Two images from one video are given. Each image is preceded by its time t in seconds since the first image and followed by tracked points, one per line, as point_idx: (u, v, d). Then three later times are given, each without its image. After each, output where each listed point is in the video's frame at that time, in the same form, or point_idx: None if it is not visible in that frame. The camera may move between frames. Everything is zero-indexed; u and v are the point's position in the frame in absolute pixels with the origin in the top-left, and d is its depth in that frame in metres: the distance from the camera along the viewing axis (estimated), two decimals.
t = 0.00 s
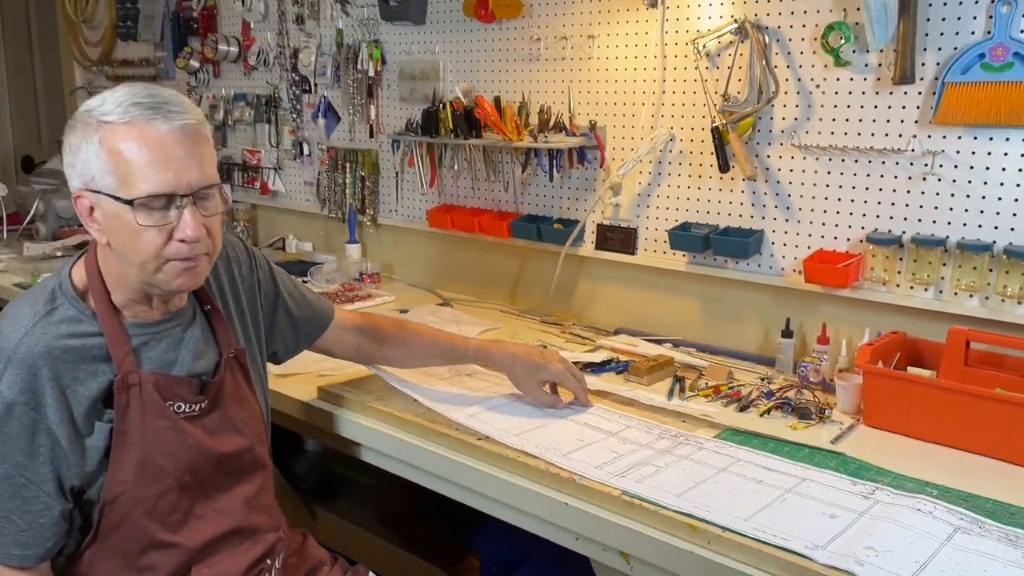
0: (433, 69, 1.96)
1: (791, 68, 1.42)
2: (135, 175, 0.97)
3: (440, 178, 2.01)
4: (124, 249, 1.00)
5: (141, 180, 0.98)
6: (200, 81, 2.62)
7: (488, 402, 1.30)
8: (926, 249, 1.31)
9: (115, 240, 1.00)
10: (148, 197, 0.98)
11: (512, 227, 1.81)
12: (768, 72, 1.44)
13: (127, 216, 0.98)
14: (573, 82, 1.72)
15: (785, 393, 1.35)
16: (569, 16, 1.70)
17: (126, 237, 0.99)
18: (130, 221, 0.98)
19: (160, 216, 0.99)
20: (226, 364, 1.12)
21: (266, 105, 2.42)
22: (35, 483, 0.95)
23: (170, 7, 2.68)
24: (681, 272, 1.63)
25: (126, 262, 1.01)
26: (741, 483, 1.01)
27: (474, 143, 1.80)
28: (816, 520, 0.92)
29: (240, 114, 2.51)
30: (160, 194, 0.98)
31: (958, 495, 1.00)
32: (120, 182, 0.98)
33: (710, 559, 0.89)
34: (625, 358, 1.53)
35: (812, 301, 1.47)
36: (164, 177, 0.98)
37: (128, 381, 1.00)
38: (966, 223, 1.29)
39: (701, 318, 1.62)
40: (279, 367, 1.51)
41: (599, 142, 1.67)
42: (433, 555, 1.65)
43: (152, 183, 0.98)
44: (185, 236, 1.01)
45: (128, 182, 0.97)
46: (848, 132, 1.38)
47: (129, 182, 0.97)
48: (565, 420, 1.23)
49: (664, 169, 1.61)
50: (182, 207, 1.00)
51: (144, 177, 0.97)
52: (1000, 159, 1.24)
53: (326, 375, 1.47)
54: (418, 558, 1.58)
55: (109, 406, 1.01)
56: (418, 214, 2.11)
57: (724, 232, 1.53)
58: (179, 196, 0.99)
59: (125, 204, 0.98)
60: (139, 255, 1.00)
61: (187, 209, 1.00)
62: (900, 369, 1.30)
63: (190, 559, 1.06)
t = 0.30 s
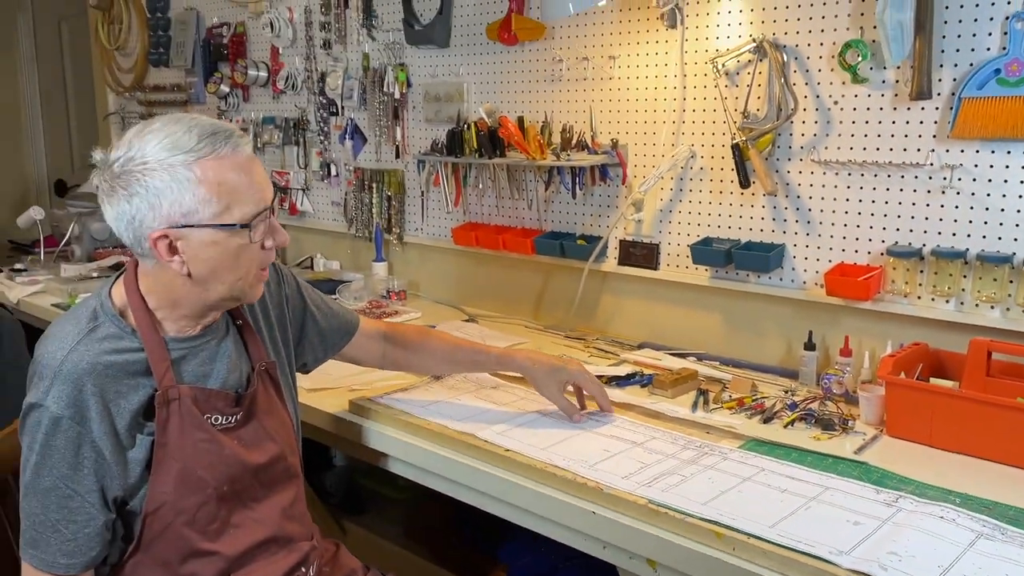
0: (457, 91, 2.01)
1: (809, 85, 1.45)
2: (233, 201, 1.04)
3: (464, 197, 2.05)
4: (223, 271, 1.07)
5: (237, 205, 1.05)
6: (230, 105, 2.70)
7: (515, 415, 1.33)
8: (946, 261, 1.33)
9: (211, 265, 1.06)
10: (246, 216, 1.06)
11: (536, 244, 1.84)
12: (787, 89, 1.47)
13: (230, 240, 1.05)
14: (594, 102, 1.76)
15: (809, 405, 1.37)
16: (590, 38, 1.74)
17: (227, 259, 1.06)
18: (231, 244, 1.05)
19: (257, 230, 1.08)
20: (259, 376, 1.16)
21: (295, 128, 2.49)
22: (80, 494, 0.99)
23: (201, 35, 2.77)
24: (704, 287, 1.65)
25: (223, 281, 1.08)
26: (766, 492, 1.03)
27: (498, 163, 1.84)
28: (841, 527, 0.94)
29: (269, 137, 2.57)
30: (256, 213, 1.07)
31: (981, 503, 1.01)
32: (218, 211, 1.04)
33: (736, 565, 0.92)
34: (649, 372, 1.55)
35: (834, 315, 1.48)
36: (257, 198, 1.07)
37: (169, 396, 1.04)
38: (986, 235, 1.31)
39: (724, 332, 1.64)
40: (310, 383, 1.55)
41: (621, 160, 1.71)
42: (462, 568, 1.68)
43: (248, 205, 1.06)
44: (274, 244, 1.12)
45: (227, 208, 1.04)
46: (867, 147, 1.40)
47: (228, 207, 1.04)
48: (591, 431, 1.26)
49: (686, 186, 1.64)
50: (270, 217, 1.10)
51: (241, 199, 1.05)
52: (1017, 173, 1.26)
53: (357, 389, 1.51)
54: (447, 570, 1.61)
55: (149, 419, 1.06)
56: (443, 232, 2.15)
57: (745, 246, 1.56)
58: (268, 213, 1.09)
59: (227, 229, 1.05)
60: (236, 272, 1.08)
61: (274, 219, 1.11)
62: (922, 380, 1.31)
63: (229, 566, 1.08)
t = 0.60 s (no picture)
0: (478, 102, 2.04)
1: (830, 94, 1.46)
2: (297, 211, 1.08)
3: (486, 207, 2.08)
4: (286, 278, 1.11)
5: (301, 215, 1.09)
6: (254, 119, 2.74)
7: (541, 422, 1.35)
8: (970, 268, 1.33)
9: (275, 274, 1.09)
10: (309, 226, 1.10)
11: (558, 253, 1.86)
12: (808, 98, 1.48)
13: (295, 248, 1.09)
14: (615, 112, 1.77)
15: (834, 412, 1.37)
16: (610, 48, 1.76)
17: (289, 266, 1.10)
18: (295, 251, 1.09)
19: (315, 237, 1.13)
20: (296, 383, 1.19)
21: (318, 140, 2.53)
22: (125, 496, 1.02)
23: (225, 50, 2.82)
24: (726, 295, 1.66)
25: (285, 287, 1.11)
26: (793, 498, 1.04)
27: (520, 172, 1.86)
28: (869, 533, 0.95)
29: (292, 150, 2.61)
30: (315, 221, 1.12)
31: (1009, 509, 1.02)
32: (286, 222, 1.07)
33: (765, 570, 0.92)
34: (673, 379, 1.56)
35: (857, 322, 1.49)
36: (317, 207, 1.12)
37: (213, 402, 1.07)
38: (1010, 241, 1.31)
39: (747, 340, 1.65)
40: (338, 391, 1.57)
41: (643, 169, 1.72)
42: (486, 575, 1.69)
43: (310, 213, 1.10)
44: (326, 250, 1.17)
45: (294, 220, 1.08)
46: (889, 155, 1.40)
47: (295, 219, 1.08)
48: (617, 438, 1.27)
49: (707, 194, 1.66)
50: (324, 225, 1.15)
51: (305, 210, 1.09)
52: None
53: (383, 398, 1.53)
54: None
55: (196, 423, 1.09)
56: (465, 242, 2.18)
57: (768, 254, 1.57)
58: (322, 221, 1.14)
59: (293, 238, 1.09)
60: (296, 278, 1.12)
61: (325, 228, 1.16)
62: (948, 386, 1.31)
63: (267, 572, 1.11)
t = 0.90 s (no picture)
0: (488, 106, 2.05)
1: (840, 96, 1.46)
2: (320, 214, 1.09)
3: (496, 211, 2.09)
4: (306, 280, 1.11)
5: (325, 218, 1.10)
6: (264, 124, 2.76)
7: (552, 425, 1.35)
8: (980, 269, 1.33)
9: (295, 276, 1.10)
10: (332, 229, 1.11)
11: (567, 256, 1.86)
12: (817, 100, 1.48)
13: (316, 251, 1.10)
14: (624, 115, 1.78)
15: (844, 414, 1.37)
16: (619, 52, 1.77)
17: (310, 269, 1.11)
18: (316, 254, 1.10)
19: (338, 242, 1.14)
20: (321, 384, 1.20)
21: (328, 145, 2.54)
22: (151, 490, 1.02)
23: (235, 55, 2.84)
24: (736, 297, 1.66)
25: (302, 289, 1.12)
26: (804, 499, 1.04)
27: (529, 176, 1.87)
28: (879, 533, 0.95)
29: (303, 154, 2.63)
30: (338, 225, 1.12)
31: (1020, 510, 1.02)
32: (309, 224, 1.08)
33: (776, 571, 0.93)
34: (683, 382, 1.56)
35: (868, 324, 1.49)
36: (341, 211, 1.12)
37: (239, 400, 1.08)
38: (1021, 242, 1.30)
39: (757, 341, 1.65)
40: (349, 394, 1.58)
41: (651, 172, 1.73)
42: None
43: (333, 217, 1.11)
44: (348, 255, 1.18)
45: (318, 222, 1.09)
46: (899, 156, 1.40)
47: (319, 221, 1.09)
48: (628, 440, 1.28)
49: (717, 197, 1.66)
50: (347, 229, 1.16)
51: (329, 214, 1.10)
52: None
53: (394, 401, 1.54)
54: None
55: (223, 420, 1.10)
56: (474, 246, 2.19)
57: (778, 256, 1.57)
58: (346, 226, 1.15)
59: (314, 241, 1.10)
60: (316, 283, 1.13)
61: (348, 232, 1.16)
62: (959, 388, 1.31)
63: (289, 570, 1.12)
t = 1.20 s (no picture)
0: (486, 105, 2.05)
1: (835, 94, 1.46)
2: (318, 208, 1.09)
3: (495, 210, 2.09)
4: (303, 273, 1.11)
5: (323, 212, 1.10)
6: (264, 124, 2.77)
7: (549, 422, 1.36)
8: (976, 266, 1.33)
9: (292, 269, 1.10)
10: (329, 224, 1.11)
11: (565, 254, 1.87)
12: (813, 98, 1.48)
13: (312, 244, 1.10)
14: (622, 113, 1.79)
15: (841, 411, 1.37)
16: (616, 51, 1.77)
17: (307, 263, 1.11)
18: (313, 248, 1.10)
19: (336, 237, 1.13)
20: (325, 380, 1.21)
21: (327, 145, 2.55)
22: (150, 478, 1.02)
23: (235, 56, 2.85)
24: (733, 295, 1.67)
25: (299, 283, 1.12)
26: (799, 495, 1.05)
27: (527, 175, 1.87)
28: (872, 528, 0.95)
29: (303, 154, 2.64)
30: (337, 220, 1.12)
31: (1013, 505, 1.02)
32: (305, 217, 1.08)
33: (770, 566, 0.93)
34: (680, 380, 1.56)
35: (865, 322, 1.49)
36: (341, 206, 1.12)
37: (240, 393, 1.09)
38: (1016, 239, 1.31)
39: (755, 339, 1.65)
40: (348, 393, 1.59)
41: (649, 171, 1.73)
42: None
43: (333, 211, 1.11)
44: (348, 252, 1.17)
45: (314, 216, 1.09)
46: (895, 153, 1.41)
47: (316, 215, 1.09)
48: (624, 437, 1.28)
49: (714, 195, 1.66)
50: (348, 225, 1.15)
51: (327, 208, 1.10)
52: None
53: (392, 399, 1.55)
54: None
55: (223, 411, 1.10)
56: (473, 245, 2.19)
57: (775, 254, 1.57)
58: (346, 221, 1.14)
59: (311, 234, 1.09)
60: (314, 278, 1.13)
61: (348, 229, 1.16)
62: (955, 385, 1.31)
63: (287, 566, 1.12)
